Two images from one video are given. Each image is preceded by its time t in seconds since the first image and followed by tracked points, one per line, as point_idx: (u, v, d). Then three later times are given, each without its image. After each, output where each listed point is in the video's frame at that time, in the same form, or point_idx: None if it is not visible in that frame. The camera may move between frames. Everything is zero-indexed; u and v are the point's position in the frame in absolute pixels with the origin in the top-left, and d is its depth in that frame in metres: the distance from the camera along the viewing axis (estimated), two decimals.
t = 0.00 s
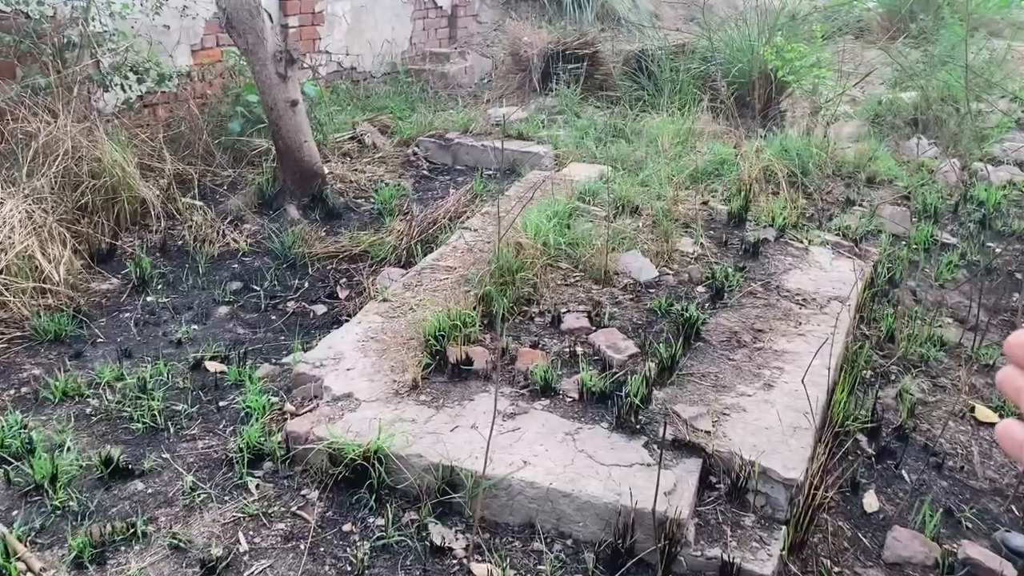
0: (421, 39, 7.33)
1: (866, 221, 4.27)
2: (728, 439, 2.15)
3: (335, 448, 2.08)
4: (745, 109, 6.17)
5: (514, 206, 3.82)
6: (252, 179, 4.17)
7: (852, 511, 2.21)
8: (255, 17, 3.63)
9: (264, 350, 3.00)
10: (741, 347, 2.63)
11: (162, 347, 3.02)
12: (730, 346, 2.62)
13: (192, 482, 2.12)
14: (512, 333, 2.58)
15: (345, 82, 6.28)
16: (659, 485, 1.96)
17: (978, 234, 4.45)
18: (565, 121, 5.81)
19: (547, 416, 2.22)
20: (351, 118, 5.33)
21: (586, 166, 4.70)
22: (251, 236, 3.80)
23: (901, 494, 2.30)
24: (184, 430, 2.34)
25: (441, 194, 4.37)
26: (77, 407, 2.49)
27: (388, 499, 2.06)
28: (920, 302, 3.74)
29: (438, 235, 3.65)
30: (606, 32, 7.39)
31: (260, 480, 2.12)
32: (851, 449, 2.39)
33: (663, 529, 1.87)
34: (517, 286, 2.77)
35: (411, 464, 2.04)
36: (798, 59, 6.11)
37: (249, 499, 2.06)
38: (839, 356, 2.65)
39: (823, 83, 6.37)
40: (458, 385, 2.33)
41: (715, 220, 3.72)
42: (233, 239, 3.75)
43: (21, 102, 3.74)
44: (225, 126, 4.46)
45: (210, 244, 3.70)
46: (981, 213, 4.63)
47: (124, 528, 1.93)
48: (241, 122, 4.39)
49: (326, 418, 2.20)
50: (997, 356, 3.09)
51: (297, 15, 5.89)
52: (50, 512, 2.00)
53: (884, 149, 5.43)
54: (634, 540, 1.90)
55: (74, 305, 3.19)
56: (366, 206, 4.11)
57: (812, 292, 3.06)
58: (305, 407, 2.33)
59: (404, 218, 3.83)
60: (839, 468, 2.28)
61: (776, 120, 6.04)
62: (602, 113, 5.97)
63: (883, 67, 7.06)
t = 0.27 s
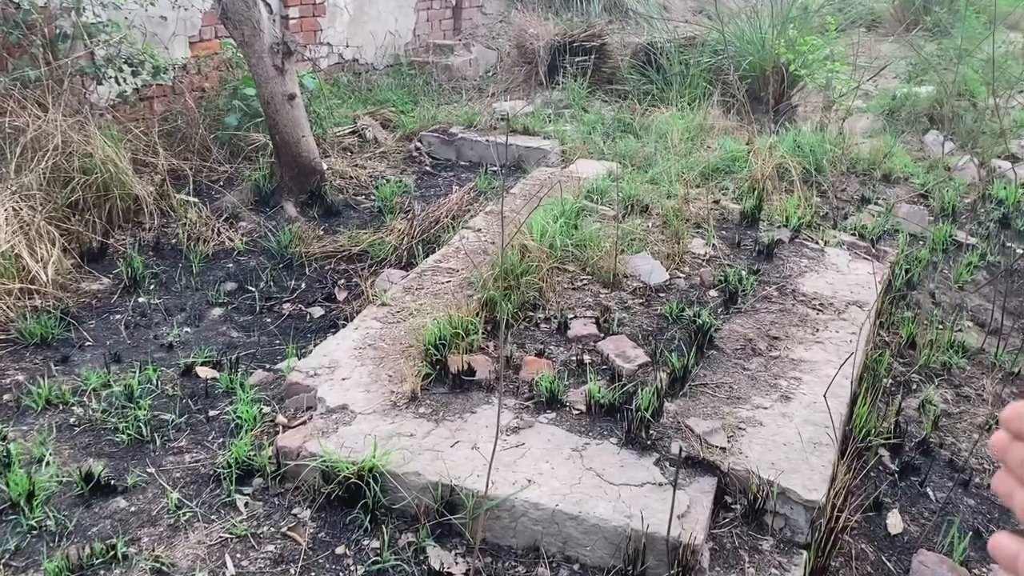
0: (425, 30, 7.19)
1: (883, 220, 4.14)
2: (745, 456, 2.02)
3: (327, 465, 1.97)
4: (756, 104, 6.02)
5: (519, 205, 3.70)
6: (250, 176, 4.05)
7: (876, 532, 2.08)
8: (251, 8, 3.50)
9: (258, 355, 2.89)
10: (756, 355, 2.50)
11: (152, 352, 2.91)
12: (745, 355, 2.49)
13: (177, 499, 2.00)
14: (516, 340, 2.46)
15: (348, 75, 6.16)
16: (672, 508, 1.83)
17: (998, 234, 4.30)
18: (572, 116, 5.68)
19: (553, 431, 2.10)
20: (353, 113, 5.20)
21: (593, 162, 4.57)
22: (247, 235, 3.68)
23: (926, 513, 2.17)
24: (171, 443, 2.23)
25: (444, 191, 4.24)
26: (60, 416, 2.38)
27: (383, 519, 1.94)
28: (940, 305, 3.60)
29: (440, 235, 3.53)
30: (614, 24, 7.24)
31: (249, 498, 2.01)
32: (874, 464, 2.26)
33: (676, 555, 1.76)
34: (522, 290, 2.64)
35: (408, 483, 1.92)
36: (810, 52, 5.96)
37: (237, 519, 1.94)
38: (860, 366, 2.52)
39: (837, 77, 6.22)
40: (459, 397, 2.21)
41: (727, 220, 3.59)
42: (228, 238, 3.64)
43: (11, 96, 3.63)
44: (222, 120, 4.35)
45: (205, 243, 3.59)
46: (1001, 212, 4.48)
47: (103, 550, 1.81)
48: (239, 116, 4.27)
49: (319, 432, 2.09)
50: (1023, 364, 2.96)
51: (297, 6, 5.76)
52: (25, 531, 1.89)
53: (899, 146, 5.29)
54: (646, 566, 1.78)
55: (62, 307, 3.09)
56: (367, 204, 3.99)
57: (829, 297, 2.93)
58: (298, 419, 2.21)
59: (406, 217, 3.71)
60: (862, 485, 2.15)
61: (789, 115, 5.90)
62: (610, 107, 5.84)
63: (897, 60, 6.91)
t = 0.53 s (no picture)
0: (431, 24, 7.05)
1: (904, 224, 4.00)
2: (774, 488, 1.89)
3: (328, 496, 1.84)
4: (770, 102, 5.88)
5: (529, 209, 3.57)
6: (250, 177, 3.92)
7: (913, 568, 1.95)
8: (251, 3, 3.37)
9: (257, 368, 2.76)
10: (781, 375, 2.37)
11: (147, 363, 2.79)
12: (770, 375, 2.36)
13: (169, 531, 1.88)
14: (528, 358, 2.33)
15: (353, 70, 6.03)
16: (698, 547, 1.70)
17: None
18: (582, 113, 5.54)
19: (568, 458, 1.97)
20: (357, 111, 5.08)
21: (604, 163, 4.44)
22: (248, 239, 3.56)
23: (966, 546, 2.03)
24: (163, 466, 2.11)
25: (451, 193, 4.12)
26: (48, 436, 2.26)
27: (388, 554, 1.82)
28: (966, 314, 3.45)
29: (446, 240, 3.40)
30: (623, 18, 7.09)
31: (245, 530, 1.88)
32: (908, 492, 2.13)
33: None
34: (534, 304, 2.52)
35: (414, 517, 1.80)
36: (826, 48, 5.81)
37: (231, 553, 1.82)
38: (890, 386, 2.39)
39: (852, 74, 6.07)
40: (468, 422, 2.08)
41: (746, 225, 3.46)
42: (228, 242, 3.51)
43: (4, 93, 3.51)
44: (223, 118, 4.22)
45: (204, 247, 3.47)
46: None
47: None
48: (240, 115, 4.14)
49: (320, 460, 1.96)
50: None
51: None
52: (7, 566, 1.77)
53: (918, 145, 5.14)
54: None
55: (54, 315, 2.97)
56: (371, 206, 3.87)
57: (855, 310, 2.80)
58: (298, 443, 2.09)
59: (411, 221, 3.58)
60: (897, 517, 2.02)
61: (804, 113, 5.75)
62: (620, 104, 5.70)
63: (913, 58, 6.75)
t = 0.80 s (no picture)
0: (440, 23, 6.95)
1: (928, 233, 3.89)
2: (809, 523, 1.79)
3: (340, 529, 1.75)
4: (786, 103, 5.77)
5: (543, 217, 3.47)
6: (257, 182, 3.83)
7: None
8: (259, 5, 3.27)
9: (265, 383, 2.67)
10: (811, 397, 2.27)
11: (151, 378, 2.70)
12: (799, 397, 2.26)
13: (172, 564, 1.79)
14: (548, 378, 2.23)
15: (361, 70, 5.93)
16: None
17: None
18: (594, 115, 5.44)
19: (592, 489, 1.87)
20: (366, 112, 4.98)
21: (618, 167, 4.34)
22: (255, 246, 3.47)
23: None
24: (167, 493, 2.02)
25: (462, 199, 4.02)
26: (49, 459, 2.18)
27: None
28: (995, 327, 3.34)
29: (459, 249, 3.31)
30: (635, 17, 6.98)
31: (253, 563, 1.79)
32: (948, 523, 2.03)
33: None
34: (553, 320, 2.42)
35: (431, 553, 1.70)
36: (844, 49, 5.69)
37: None
38: (925, 409, 2.28)
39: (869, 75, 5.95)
40: (486, 447, 1.99)
41: (767, 235, 3.36)
42: (235, 249, 3.42)
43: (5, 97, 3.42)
44: (229, 121, 4.13)
45: (210, 254, 3.38)
46: None
47: None
48: (246, 117, 4.05)
49: (331, 489, 1.87)
50: None
51: None
52: None
53: (938, 149, 5.02)
54: None
55: (56, 327, 2.89)
56: (380, 211, 3.77)
57: (885, 325, 2.69)
58: (308, 468, 2.00)
59: (423, 229, 3.49)
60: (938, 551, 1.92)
61: (820, 115, 5.64)
62: (633, 106, 5.59)
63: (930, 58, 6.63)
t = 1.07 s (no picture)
0: (450, 27, 6.89)
1: (949, 244, 3.79)
2: (842, 558, 1.73)
3: (355, 563, 1.68)
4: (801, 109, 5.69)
5: (558, 228, 3.41)
6: (266, 190, 3.77)
7: None
8: (270, 12, 3.21)
9: (276, 400, 2.61)
10: (839, 421, 2.20)
11: (159, 395, 2.65)
12: (827, 421, 2.19)
13: None
14: (568, 400, 2.17)
15: (370, 75, 5.87)
16: None
17: None
18: (606, 121, 5.37)
19: (615, 520, 1.80)
20: (376, 118, 4.92)
21: (633, 175, 4.27)
22: (264, 257, 3.41)
23: None
24: (176, 520, 1.97)
25: (474, 208, 3.95)
26: (55, 482, 2.12)
27: None
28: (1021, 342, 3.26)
29: (472, 261, 3.24)
30: (646, 21, 6.91)
31: None
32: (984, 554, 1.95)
33: None
34: (573, 339, 2.35)
35: None
36: (858, 53, 5.61)
37: None
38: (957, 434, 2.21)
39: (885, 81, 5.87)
40: (505, 474, 1.92)
41: (787, 247, 3.28)
42: (244, 260, 3.37)
43: (12, 105, 3.38)
44: (239, 127, 4.07)
45: (219, 265, 3.32)
46: None
47: None
48: (256, 124, 4.00)
49: (346, 519, 1.81)
50: None
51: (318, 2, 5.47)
52: None
53: (957, 156, 4.93)
54: None
55: (62, 341, 2.84)
56: (391, 221, 3.71)
57: (911, 344, 2.62)
58: (322, 495, 1.94)
59: (435, 240, 3.42)
60: None
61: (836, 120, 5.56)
62: (645, 111, 5.52)
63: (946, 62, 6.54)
